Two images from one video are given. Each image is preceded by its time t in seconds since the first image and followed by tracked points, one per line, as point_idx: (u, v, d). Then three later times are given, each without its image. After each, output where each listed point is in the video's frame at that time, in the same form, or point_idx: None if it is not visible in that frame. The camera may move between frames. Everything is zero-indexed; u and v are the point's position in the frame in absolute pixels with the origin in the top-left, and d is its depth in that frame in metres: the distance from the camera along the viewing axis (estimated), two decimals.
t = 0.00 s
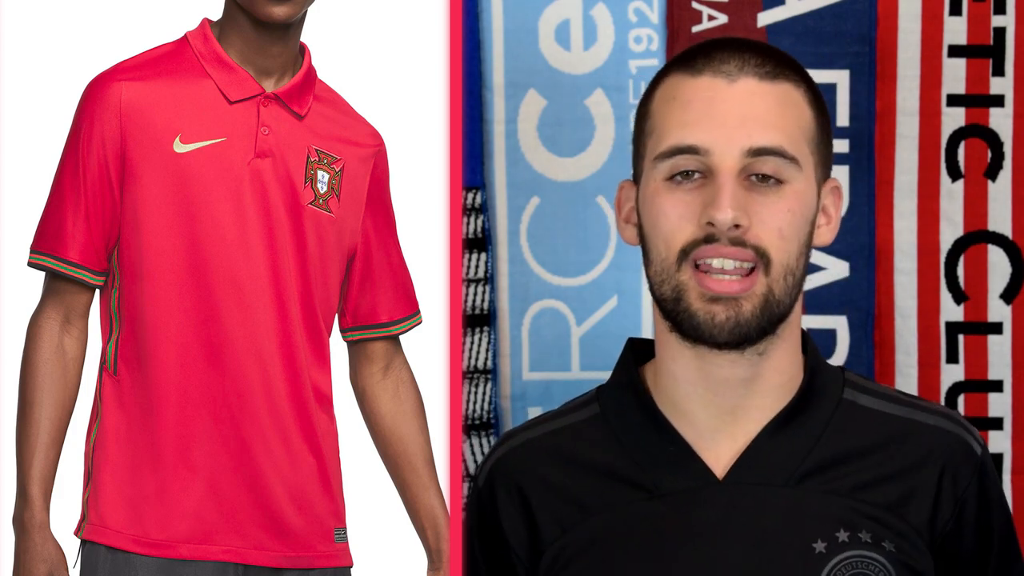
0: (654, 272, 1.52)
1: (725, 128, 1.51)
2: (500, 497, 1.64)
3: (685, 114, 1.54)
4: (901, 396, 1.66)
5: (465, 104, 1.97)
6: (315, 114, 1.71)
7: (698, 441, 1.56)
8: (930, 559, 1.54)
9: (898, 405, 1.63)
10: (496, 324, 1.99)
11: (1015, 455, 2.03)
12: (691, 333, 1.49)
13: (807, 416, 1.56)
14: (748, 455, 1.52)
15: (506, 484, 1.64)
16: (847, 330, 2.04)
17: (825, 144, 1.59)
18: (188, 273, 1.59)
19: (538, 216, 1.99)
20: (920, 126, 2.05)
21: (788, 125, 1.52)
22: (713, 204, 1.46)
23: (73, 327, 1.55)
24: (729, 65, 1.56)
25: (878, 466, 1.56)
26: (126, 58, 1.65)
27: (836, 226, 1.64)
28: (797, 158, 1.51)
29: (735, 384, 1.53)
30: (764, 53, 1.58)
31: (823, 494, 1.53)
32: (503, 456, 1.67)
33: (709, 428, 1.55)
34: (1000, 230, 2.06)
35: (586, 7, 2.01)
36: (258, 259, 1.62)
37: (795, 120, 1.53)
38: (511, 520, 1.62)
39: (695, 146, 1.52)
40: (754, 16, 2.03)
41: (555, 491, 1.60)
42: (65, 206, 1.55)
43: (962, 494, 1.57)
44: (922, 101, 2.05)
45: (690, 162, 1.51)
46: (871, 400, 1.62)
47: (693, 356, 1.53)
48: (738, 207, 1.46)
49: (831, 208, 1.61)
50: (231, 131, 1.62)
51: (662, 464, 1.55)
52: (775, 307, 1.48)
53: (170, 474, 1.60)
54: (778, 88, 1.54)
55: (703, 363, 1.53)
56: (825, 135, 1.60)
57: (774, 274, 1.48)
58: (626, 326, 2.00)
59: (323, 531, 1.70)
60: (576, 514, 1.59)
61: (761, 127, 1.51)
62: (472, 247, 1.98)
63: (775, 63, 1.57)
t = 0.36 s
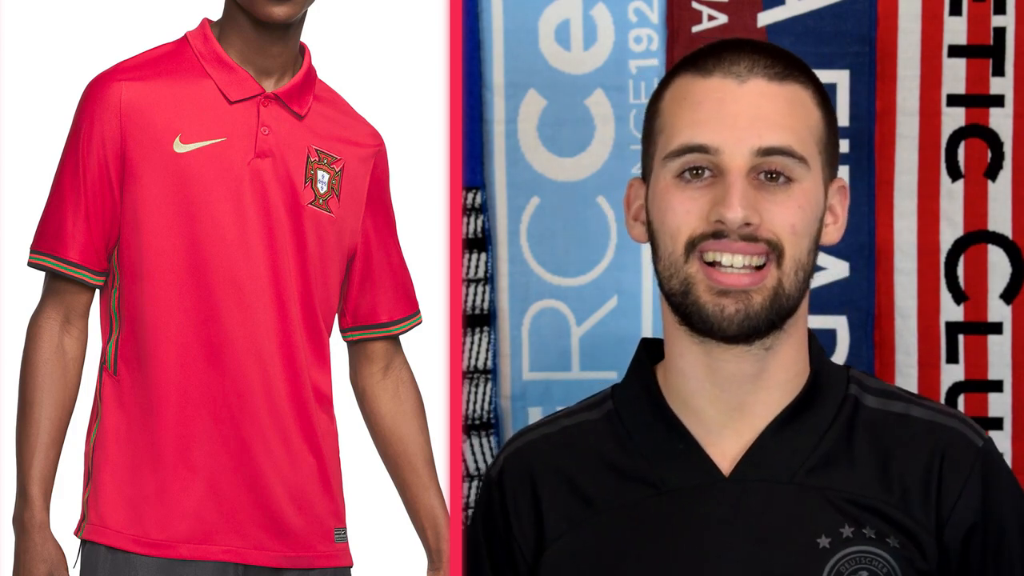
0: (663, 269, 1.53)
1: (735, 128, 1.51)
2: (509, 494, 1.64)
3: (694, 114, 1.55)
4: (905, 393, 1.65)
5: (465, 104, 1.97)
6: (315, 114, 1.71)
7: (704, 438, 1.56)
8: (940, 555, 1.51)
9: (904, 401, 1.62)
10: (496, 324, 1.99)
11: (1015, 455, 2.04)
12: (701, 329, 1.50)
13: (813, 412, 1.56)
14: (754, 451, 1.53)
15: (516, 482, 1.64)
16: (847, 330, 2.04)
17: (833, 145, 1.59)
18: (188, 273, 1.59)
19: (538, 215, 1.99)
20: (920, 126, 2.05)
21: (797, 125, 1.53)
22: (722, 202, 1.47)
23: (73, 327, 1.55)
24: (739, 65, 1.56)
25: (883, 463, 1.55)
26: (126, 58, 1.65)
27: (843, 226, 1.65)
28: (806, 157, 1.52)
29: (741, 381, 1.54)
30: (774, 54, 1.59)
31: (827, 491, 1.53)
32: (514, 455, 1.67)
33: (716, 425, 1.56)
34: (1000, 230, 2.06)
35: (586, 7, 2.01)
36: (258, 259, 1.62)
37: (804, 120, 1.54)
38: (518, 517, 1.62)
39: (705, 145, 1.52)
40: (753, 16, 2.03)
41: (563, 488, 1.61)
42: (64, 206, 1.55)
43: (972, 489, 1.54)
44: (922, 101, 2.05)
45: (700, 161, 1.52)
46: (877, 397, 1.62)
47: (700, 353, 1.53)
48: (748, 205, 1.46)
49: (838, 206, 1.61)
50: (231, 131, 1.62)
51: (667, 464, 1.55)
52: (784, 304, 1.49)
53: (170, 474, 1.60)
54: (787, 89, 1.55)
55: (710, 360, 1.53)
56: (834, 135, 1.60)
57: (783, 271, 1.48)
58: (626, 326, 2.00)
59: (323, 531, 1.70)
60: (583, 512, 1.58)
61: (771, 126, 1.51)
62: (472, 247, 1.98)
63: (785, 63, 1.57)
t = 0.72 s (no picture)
0: (688, 232, 1.56)
1: (779, 103, 1.58)
2: (510, 484, 1.66)
3: (740, 87, 1.62)
4: (910, 392, 1.67)
5: (466, 104, 1.97)
6: (315, 114, 1.71)
7: (706, 426, 1.57)
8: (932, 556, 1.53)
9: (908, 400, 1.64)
10: (496, 324, 1.99)
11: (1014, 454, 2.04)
12: (717, 290, 1.50)
13: (817, 405, 1.57)
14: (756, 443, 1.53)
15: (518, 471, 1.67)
16: (847, 330, 2.05)
17: (860, 155, 1.66)
18: (188, 273, 1.59)
19: (538, 216, 1.99)
20: (920, 126, 2.05)
21: (835, 116, 1.60)
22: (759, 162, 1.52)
23: (73, 327, 1.55)
24: (788, 53, 1.65)
25: (883, 460, 1.56)
26: (126, 58, 1.65)
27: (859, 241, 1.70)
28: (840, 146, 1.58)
29: (749, 370, 1.55)
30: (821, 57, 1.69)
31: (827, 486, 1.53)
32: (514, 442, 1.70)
33: (719, 414, 1.57)
34: (1000, 230, 2.05)
35: (586, 6, 2.01)
36: (258, 259, 1.62)
37: (842, 116, 1.61)
38: (518, 506, 1.64)
39: (747, 114, 1.59)
40: (753, 16, 2.03)
41: (563, 477, 1.62)
42: (65, 207, 1.55)
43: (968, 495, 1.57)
44: (922, 101, 2.05)
45: (738, 129, 1.58)
46: (882, 394, 1.63)
47: (709, 337, 1.55)
48: (783, 172, 1.52)
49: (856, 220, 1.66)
50: (231, 131, 1.62)
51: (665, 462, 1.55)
52: (803, 281, 1.51)
53: (170, 474, 1.60)
54: (830, 84, 1.63)
55: (718, 347, 1.54)
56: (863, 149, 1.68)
57: (805, 248, 1.51)
58: (626, 326, 1.99)
59: (323, 531, 1.70)
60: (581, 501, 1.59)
61: (812, 108, 1.59)
62: (472, 247, 1.98)
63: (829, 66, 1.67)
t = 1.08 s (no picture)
0: (680, 253, 1.55)
1: (761, 115, 1.55)
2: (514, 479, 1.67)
3: (722, 99, 1.60)
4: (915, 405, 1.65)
5: (466, 104, 1.97)
6: (315, 114, 1.71)
7: (709, 428, 1.57)
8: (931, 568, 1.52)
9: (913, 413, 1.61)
10: (496, 324, 1.99)
11: (1014, 454, 2.04)
12: (714, 309, 1.50)
13: (821, 413, 1.56)
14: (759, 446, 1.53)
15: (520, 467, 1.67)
16: (847, 330, 2.05)
17: (853, 151, 1.63)
18: (188, 273, 1.59)
19: (538, 216, 1.99)
20: (920, 126, 2.05)
21: (821, 120, 1.57)
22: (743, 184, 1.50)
23: (73, 327, 1.55)
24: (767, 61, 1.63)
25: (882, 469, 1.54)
26: (126, 58, 1.65)
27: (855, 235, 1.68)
28: (827, 150, 1.56)
29: (749, 371, 1.55)
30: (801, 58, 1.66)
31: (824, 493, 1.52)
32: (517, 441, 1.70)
33: (722, 416, 1.57)
34: (1000, 230, 2.05)
35: (586, 6, 2.01)
36: (258, 259, 1.62)
37: (826, 118, 1.58)
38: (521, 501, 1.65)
39: (729, 129, 1.56)
40: (753, 16, 2.03)
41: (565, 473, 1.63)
42: (65, 206, 1.55)
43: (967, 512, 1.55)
44: (922, 101, 2.05)
45: (722, 145, 1.56)
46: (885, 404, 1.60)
47: (709, 341, 1.55)
48: (768, 189, 1.49)
49: (850, 214, 1.64)
50: (231, 131, 1.62)
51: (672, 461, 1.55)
52: (797, 290, 1.50)
53: (170, 474, 1.60)
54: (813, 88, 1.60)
55: (718, 349, 1.55)
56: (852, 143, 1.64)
57: (795, 259, 1.50)
58: (626, 326, 2.00)
59: (323, 531, 1.70)
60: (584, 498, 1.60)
61: (794, 117, 1.56)
62: (472, 247, 1.98)
63: (811, 66, 1.64)
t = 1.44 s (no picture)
0: (637, 277, 1.53)
1: (697, 130, 1.52)
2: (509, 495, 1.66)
3: (659, 119, 1.56)
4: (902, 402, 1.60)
5: (465, 104, 1.97)
6: (315, 114, 1.71)
7: (689, 442, 1.56)
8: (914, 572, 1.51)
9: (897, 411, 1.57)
10: (496, 324, 1.99)
11: (1014, 454, 2.04)
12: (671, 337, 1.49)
13: (799, 422, 1.54)
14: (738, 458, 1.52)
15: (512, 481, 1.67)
16: (847, 330, 2.04)
17: (807, 142, 1.58)
18: (188, 273, 1.59)
19: (538, 216, 1.99)
20: (920, 126, 2.05)
21: (763, 122, 1.53)
22: (685, 206, 1.48)
23: (73, 327, 1.55)
24: (702, 70, 1.57)
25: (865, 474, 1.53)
26: (126, 58, 1.65)
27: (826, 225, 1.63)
28: (772, 156, 1.51)
29: (723, 384, 1.52)
30: (739, 56, 1.59)
31: (804, 503, 1.51)
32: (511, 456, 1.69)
33: (701, 428, 1.55)
34: (1000, 230, 2.06)
35: (586, 7, 2.01)
36: (258, 259, 1.62)
37: (770, 121, 1.53)
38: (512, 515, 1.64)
39: (670, 149, 1.53)
40: (754, 15, 2.03)
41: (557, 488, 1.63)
42: (64, 206, 1.55)
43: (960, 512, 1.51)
44: (922, 102, 2.05)
45: (665, 165, 1.53)
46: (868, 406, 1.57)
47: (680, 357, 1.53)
48: (710, 208, 1.47)
49: (815, 205, 1.59)
50: (231, 131, 1.62)
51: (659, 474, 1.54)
52: (754, 308, 1.47)
53: (170, 474, 1.60)
54: (751, 90, 1.55)
55: (690, 364, 1.52)
56: (807, 135, 1.58)
57: (749, 271, 1.48)
58: (626, 326, 1.99)
59: (323, 531, 1.70)
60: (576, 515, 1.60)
61: (732, 127, 1.51)
62: (472, 247, 1.98)
63: (748, 66, 1.57)
